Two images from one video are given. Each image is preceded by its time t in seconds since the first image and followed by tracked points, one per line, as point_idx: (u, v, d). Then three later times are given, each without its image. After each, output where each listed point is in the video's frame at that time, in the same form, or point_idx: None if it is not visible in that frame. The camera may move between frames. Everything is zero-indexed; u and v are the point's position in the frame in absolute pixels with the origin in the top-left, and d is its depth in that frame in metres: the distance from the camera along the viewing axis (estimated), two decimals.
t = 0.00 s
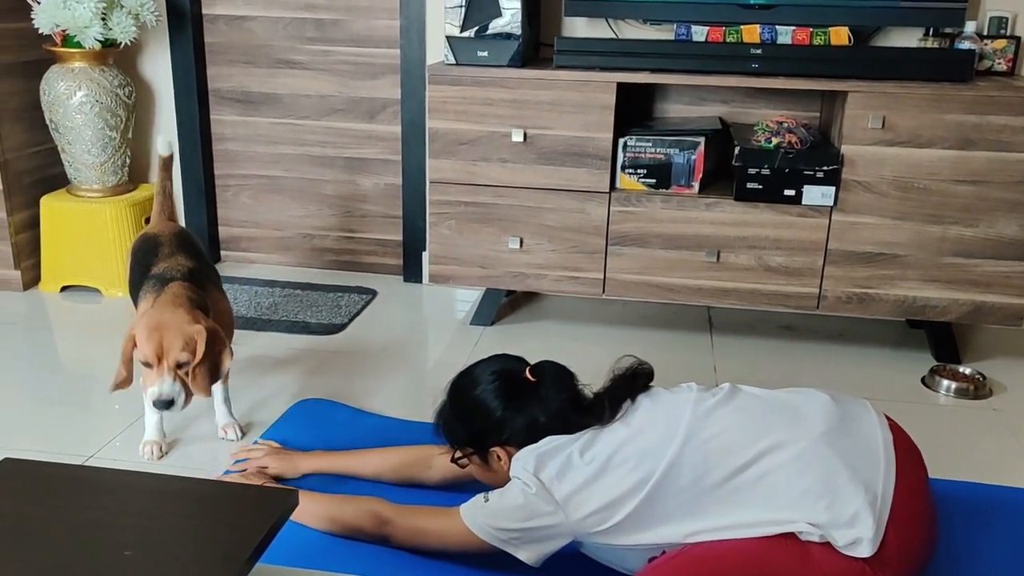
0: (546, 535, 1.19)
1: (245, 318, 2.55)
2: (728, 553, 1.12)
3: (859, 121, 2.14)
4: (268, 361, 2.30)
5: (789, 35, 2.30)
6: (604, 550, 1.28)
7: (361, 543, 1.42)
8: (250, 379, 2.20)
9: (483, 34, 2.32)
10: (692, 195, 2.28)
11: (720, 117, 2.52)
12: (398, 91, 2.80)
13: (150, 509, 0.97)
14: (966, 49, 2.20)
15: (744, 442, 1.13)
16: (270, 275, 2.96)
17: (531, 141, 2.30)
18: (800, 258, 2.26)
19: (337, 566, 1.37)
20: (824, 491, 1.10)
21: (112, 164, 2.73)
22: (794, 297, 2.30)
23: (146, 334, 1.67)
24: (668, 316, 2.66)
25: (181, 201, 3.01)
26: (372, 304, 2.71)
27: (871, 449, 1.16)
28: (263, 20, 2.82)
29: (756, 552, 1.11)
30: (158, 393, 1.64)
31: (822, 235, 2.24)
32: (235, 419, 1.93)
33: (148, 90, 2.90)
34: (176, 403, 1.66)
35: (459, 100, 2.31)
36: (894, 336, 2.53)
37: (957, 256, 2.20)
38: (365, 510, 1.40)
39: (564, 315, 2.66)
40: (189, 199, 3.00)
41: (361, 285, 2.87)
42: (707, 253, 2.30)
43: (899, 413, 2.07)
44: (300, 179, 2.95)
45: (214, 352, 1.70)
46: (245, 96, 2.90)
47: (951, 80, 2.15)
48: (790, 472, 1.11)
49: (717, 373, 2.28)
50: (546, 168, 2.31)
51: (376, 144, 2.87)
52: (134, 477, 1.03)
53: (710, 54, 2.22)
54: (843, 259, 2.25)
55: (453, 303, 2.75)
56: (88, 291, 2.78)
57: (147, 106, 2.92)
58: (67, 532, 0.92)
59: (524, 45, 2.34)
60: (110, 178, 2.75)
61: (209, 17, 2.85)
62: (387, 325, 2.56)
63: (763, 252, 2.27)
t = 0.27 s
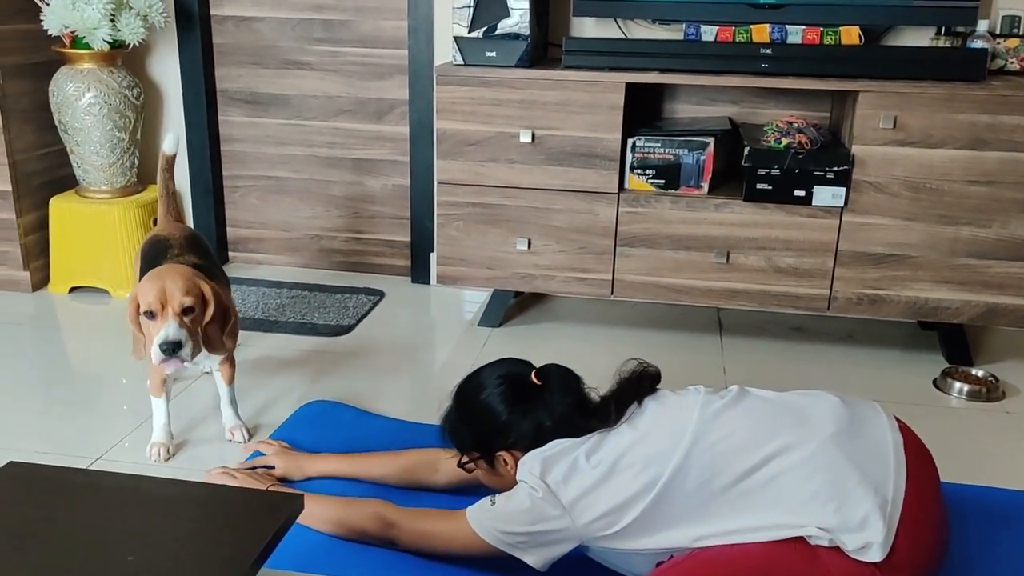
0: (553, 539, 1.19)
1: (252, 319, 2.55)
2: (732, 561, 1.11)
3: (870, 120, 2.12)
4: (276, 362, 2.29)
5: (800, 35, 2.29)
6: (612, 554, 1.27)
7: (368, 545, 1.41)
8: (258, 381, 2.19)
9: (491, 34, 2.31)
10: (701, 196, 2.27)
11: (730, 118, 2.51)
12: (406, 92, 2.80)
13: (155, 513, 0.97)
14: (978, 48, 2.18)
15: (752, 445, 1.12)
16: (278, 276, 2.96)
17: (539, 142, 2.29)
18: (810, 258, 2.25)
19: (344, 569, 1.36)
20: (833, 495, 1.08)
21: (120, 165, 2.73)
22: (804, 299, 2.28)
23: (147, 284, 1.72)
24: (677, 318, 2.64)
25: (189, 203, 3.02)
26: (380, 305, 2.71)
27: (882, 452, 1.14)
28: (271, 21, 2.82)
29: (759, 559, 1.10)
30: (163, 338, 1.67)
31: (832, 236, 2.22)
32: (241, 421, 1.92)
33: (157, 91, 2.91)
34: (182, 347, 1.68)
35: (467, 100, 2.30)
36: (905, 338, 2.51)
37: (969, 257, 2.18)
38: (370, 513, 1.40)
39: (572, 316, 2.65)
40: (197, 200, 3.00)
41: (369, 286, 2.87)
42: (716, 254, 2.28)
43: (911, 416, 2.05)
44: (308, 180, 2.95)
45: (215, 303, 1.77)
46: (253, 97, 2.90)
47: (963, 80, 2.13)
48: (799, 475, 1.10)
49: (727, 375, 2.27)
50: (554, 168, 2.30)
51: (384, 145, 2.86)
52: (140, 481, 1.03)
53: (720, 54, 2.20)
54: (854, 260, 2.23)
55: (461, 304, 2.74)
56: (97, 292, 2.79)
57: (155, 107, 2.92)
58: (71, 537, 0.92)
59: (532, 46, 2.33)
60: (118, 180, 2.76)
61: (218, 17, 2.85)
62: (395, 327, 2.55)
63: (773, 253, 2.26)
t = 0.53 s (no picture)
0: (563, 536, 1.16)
1: (260, 321, 2.54)
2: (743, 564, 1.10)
3: (880, 120, 2.10)
4: (283, 364, 2.29)
5: (810, 33, 2.26)
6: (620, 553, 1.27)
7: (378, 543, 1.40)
8: (265, 383, 2.18)
9: (498, 35, 2.30)
10: (710, 196, 2.25)
11: (738, 117, 2.49)
12: (413, 93, 2.79)
13: (160, 519, 0.96)
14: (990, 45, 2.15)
15: (769, 445, 1.10)
16: (286, 278, 2.95)
17: (547, 142, 2.27)
18: (820, 259, 2.23)
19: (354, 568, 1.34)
20: (850, 499, 1.07)
21: (128, 168, 2.73)
22: (815, 299, 2.26)
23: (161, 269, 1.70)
24: (686, 319, 2.63)
25: (197, 205, 3.01)
26: (388, 307, 2.70)
27: (901, 457, 1.13)
28: (278, 23, 2.81)
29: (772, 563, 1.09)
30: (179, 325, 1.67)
31: (843, 235, 2.20)
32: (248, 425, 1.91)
33: (164, 93, 2.91)
34: (197, 334, 1.68)
35: (475, 101, 2.29)
36: (916, 339, 2.49)
37: (982, 257, 2.16)
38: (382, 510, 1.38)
39: (580, 318, 2.64)
40: (204, 202, 3.00)
41: (377, 288, 2.86)
42: (726, 255, 2.27)
43: (923, 418, 2.03)
44: (316, 182, 2.95)
45: (227, 291, 1.77)
46: (260, 99, 2.90)
47: (976, 78, 2.11)
48: (816, 478, 1.08)
49: (736, 376, 2.25)
50: (562, 169, 2.29)
51: (391, 146, 2.85)
52: (144, 487, 1.02)
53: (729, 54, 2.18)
54: (864, 260, 2.21)
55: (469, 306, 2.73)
56: (105, 294, 2.79)
57: (162, 109, 2.92)
58: (74, 543, 0.91)
59: (539, 46, 2.32)
60: (125, 182, 2.76)
61: (225, 19, 2.84)
62: (403, 328, 2.54)
63: (783, 254, 2.24)
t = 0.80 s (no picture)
0: (587, 528, 1.14)
1: (271, 323, 2.54)
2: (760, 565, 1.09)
3: (894, 116, 2.08)
4: (295, 366, 2.28)
5: (822, 29, 2.20)
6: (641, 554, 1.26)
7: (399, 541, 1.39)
8: (277, 385, 2.18)
9: (507, 34, 2.28)
10: (723, 195, 2.23)
11: (751, 115, 2.47)
12: (423, 94, 2.78)
13: (168, 524, 0.95)
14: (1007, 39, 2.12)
15: (804, 442, 1.07)
16: (297, 279, 2.95)
17: (558, 141, 2.26)
18: (835, 257, 2.20)
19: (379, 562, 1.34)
20: (884, 505, 1.04)
21: (139, 171, 2.73)
22: (829, 298, 2.24)
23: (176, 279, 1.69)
24: (699, 318, 2.61)
25: (208, 207, 3.01)
26: (399, 308, 2.69)
27: (938, 468, 1.10)
28: (287, 25, 2.81)
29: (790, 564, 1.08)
30: (195, 337, 1.66)
31: (858, 233, 2.18)
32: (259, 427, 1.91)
33: (175, 96, 2.91)
34: (213, 346, 1.68)
35: (485, 100, 2.27)
36: (933, 337, 2.46)
37: (999, 254, 2.13)
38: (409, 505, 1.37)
39: (593, 318, 2.62)
40: (216, 204, 3.00)
41: (388, 289, 2.86)
42: (739, 253, 2.24)
43: (941, 417, 2.01)
44: (326, 183, 2.94)
45: (242, 300, 1.76)
46: (270, 101, 2.90)
47: (992, 72, 2.08)
48: (848, 480, 1.06)
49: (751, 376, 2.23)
50: (573, 168, 2.27)
51: (401, 147, 2.85)
52: (153, 492, 1.01)
53: (740, 51, 2.16)
54: (880, 258, 2.18)
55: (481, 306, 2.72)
56: (117, 297, 2.79)
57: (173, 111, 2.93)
58: (83, 549, 0.90)
59: (549, 45, 2.31)
60: (137, 185, 2.76)
61: (234, 21, 2.84)
62: (414, 330, 2.54)
63: (797, 253, 2.22)
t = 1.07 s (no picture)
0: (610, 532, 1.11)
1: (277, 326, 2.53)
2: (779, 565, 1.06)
3: (904, 113, 2.06)
4: (301, 368, 2.27)
5: (830, 27, 2.19)
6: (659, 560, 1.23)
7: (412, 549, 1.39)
8: (283, 388, 2.17)
9: (512, 33, 2.27)
10: (730, 194, 2.21)
11: (758, 113, 2.45)
12: (428, 94, 2.77)
13: (168, 533, 0.94)
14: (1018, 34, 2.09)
15: (835, 449, 1.04)
16: (303, 281, 2.94)
17: (563, 141, 2.24)
18: (844, 257, 2.18)
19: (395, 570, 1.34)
20: (917, 517, 1.02)
21: (144, 173, 2.73)
22: (839, 298, 2.21)
23: (202, 285, 1.67)
24: (707, 319, 2.59)
25: (214, 209, 3.01)
26: (405, 310, 2.68)
27: (969, 482, 1.08)
28: (292, 25, 2.80)
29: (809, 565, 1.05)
30: (228, 342, 1.65)
31: (867, 232, 2.15)
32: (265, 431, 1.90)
33: (180, 99, 2.90)
34: (246, 351, 1.67)
35: (489, 101, 2.26)
36: (943, 337, 2.43)
37: (1011, 253, 2.10)
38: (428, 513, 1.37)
39: (600, 319, 2.61)
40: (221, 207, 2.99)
41: (394, 291, 2.84)
42: (747, 253, 2.22)
43: (953, 418, 1.98)
44: (332, 185, 2.93)
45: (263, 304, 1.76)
46: (275, 102, 2.89)
47: (1003, 68, 2.06)
48: (879, 490, 1.04)
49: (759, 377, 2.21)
50: (579, 168, 2.25)
51: (407, 148, 2.84)
52: (153, 500, 1.00)
53: (748, 49, 2.14)
54: (890, 258, 2.16)
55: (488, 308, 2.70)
56: (122, 300, 2.78)
57: (178, 114, 2.92)
58: (83, 558, 0.89)
59: (554, 44, 2.29)
60: (142, 187, 2.75)
61: (239, 23, 2.83)
62: (420, 331, 2.52)
63: (806, 252, 2.19)
